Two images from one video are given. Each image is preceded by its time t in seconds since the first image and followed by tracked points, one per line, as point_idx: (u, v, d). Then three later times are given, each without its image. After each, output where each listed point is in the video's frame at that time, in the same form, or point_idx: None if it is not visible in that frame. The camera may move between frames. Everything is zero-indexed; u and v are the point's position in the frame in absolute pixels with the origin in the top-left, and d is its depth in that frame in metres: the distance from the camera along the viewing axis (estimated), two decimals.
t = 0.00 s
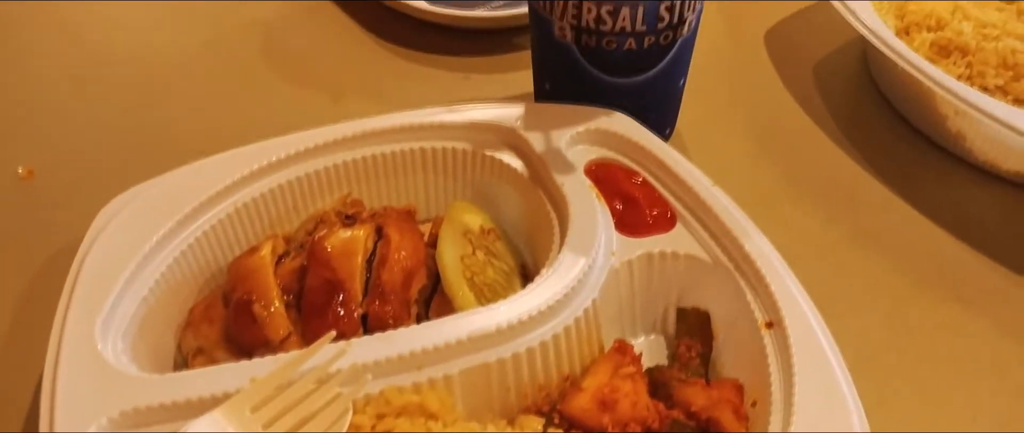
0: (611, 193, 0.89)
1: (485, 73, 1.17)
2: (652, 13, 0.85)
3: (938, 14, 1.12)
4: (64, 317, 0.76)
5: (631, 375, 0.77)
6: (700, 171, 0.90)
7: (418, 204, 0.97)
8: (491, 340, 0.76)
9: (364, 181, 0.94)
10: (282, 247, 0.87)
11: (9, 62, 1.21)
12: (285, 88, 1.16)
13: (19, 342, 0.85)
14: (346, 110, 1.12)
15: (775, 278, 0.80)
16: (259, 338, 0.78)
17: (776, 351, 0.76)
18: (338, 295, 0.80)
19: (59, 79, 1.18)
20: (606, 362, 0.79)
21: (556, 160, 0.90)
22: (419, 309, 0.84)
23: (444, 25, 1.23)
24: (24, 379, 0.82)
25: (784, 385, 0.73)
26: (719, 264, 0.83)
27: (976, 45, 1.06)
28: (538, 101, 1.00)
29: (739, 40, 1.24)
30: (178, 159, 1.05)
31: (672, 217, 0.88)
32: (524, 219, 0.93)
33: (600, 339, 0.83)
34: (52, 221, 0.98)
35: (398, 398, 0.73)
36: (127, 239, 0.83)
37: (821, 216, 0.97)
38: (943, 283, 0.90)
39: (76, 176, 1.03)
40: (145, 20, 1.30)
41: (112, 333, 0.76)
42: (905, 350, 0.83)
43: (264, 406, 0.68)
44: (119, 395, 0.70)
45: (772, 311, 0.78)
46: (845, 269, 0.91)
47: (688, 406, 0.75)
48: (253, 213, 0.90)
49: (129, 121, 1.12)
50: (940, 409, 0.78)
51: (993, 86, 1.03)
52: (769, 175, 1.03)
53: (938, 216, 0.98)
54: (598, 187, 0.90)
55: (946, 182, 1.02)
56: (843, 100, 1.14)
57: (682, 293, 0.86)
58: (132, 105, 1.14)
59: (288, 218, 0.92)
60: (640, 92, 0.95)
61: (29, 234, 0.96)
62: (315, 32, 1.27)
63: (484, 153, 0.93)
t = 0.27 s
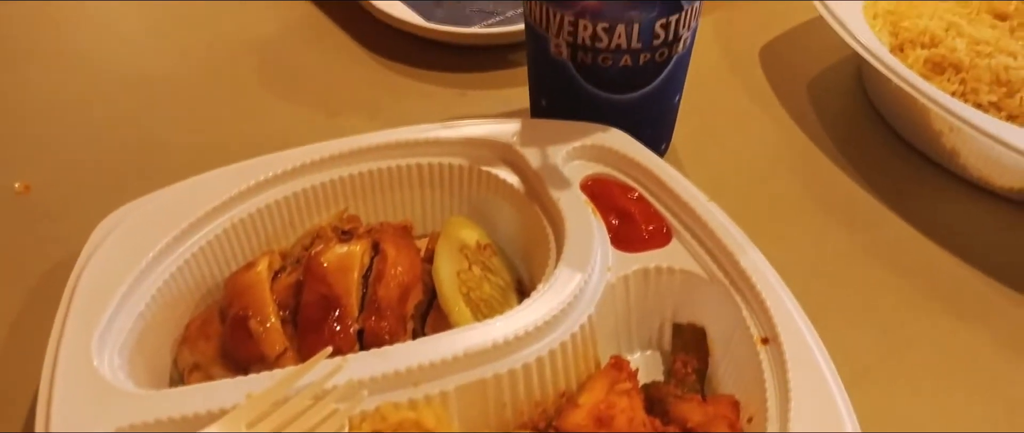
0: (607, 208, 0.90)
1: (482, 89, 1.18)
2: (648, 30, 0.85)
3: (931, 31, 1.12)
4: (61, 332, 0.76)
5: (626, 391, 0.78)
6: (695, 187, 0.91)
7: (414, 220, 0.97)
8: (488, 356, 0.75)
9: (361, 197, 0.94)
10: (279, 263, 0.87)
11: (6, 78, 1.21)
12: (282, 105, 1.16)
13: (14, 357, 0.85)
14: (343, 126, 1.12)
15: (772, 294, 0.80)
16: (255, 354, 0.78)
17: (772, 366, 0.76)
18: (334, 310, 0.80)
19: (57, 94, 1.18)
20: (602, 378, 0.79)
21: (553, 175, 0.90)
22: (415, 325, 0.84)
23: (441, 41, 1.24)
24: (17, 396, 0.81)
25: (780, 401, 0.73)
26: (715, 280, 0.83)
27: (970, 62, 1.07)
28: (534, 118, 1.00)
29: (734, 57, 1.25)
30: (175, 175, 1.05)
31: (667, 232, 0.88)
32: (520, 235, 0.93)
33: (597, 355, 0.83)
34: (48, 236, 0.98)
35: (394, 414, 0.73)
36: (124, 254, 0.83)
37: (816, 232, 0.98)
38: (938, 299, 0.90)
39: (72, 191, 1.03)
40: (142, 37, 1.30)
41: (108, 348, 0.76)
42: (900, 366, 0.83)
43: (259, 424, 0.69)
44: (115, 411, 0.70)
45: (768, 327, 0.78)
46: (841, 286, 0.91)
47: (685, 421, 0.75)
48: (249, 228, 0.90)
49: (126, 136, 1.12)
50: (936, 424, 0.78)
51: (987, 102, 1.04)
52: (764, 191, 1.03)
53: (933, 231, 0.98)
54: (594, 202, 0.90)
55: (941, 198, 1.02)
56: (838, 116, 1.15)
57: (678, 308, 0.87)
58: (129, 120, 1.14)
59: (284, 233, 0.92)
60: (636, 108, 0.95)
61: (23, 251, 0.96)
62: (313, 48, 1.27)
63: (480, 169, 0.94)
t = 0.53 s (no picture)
0: (604, 221, 0.90)
1: (478, 102, 1.18)
2: (644, 43, 0.86)
3: (927, 45, 1.13)
4: (57, 345, 0.76)
5: (623, 404, 0.78)
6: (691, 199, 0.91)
7: (411, 233, 0.97)
8: (485, 369, 0.75)
9: (358, 209, 0.94)
10: (275, 275, 0.87)
11: (4, 90, 1.21)
12: (279, 117, 1.16)
13: (9, 370, 0.85)
14: (340, 138, 1.13)
15: (768, 308, 0.80)
16: (252, 367, 0.78)
17: (769, 379, 0.76)
18: (331, 323, 0.80)
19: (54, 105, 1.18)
20: (599, 391, 0.79)
21: (549, 188, 0.91)
22: (412, 337, 0.84)
23: (438, 54, 1.24)
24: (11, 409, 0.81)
25: (777, 414, 0.73)
26: (711, 293, 0.83)
27: (965, 75, 1.07)
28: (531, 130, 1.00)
29: (731, 70, 1.26)
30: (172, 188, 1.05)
31: (664, 245, 0.88)
32: (517, 247, 0.93)
33: (593, 368, 0.83)
34: (44, 248, 0.97)
35: (391, 428, 0.73)
36: (121, 267, 0.82)
37: (812, 245, 0.98)
38: (933, 311, 0.91)
39: (69, 203, 1.03)
40: (140, 48, 1.30)
41: (104, 361, 0.75)
42: (896, 379, 0.84)
43: None
44: (110, 424, 0.69)
45: (765, 340, 0.78)
46: (838, 299, 0.91)
47: None
48: (246, 241, 0.90)
49: (122, 148, 1.12)
50: None
51: (982, 115, 1.04)
52: (761, 204, 1.03)
53: (928, 244, 0.98)
54: (591, 215, 0.91)
55: (936, 210, 1.03)
56: (834, 129, 1.15)
57: (674, 321, 0.87)
58: (127, 132, 1.14)
59: (281, 245, 0.92)
60: (633, 121, 0.95)
61: (18, 262, 0.96)
62: (310, 61, 1.28)
63: (477, 181, 0.94)
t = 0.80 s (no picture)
0: (600, 232, 0.90)
1: (475, 114, 1.19)
2: (640, 56, 0.86)
3: (920, 57, 1.14)
4: (54, 356, 0.76)
5: (619, 415, 0.78)
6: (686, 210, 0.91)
7: (408, 244, 0.97)
8: (482, 380, 0.76)
9: (355, 221, 0.95)
10: (272, 287, 0.88)
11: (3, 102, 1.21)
12: (276, 128, 1.17)
13: (6, 380, 0.85)
14: (337, 150, 1.13)
15: (764, 319, 0.80)
16: (249, 378, 0.79)
17: (764, 391, 0.76)
18: (328, 334, 0.80)
19: (52, 116, 1.19)
20: (595, 402, 0.80)
21: (546, 200, 0.91)
22: (409, 348, 0.84)
23: (435, 66, 1.25)
24: (7, 420, 0.81)
25: (772, 424, 0.73)
26: (706, 304, 0.84)
27: (958, 88, 1.08)
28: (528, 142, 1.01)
29: (726, 83, 1.26)
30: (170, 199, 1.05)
31: (660, 256, 0.88)
32: (514, 259, 0.94)
33: (590, 378, 0.83)
34: (42, 259, 0.98)
35: None
36: (118, 278, 0.83)
37: (807, 256, 0.98)
38: (927, 322, 0.91)
39: (67, 214, 1.04)
40: (139, 60, 1.31)
41: (101, 372, 0.76)
42: (891, 389, 0.84)
43: None
44: None
45: (760, 351, 0.78)
46: (833, 310, 0.92)
47: None
48: (244, 252, 0.90)
49: (121, 159, 1.12)
50: None
51: (975, 127, 1.05)
52: (756, 215, 1.04)
53: (922, 255, 0.99)
54: (587, 226, 0.91)
55: (930, 222, 1.03)
56: (829, 141, 1.16)
57: (670, 333, 0.87)
58: (125, 144, 1.14)
59: (278, 257, 0.92)
60: (629, 133, 0.96)
61: (15, 274, 0.96)
62: (308, 72, 1.28)
63: (474, 193, 0.94)
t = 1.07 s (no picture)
0: (599, 240, 0.90)
1: (473, 121, 1.18)
2: (639, 63, 0.86)
3: (920, 65, 1.14)
4: (50, 363, 0.75)
5: (618, 424, 0.77)
6: (685, 217, 0.91)
7: (406, 251, 0.97)
8: (480, 389, 0.75)
9: (353, 229, 0.94)
10: (270, 295, 0.87)
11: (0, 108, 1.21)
12: (274, 135, 1.16)
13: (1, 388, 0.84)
14: (335, 157, 1.13)
15: (764, 328, 0.80)
16: (245, 387, 0.78)
17: (764, 401, 0.75)
18: (325, 343, 0.80)
19: (50, 123, 1.18)
20: (594, 411, 0.79)
21: (545, 207, 0.91)
22: (406, 357, 0.83)
23: (433, 73, 1.25)
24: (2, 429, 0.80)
25: None
26: (706, 312, 0.83)
27: (958, 95, 1.08)
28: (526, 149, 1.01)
29: (725, 90, 1.26)
30: (167, 207, 1.05)
31: (659, 264, 0.88)
32: (512, 266, 0.93)
33: (589, 387, 0.83)
34: (38, 267, 0.97)
35: None
36: (115, 286, 0.82)
37: (807, 264, 0.98)
38: (928, 330, 0.91)
39: (63, 221, 1.03)
40: (135, 68, 1.30)
41: (97, 380, 0.75)
42: (891, 398, 0.83)
43: None
44: None
45: (760, 360, 0.78)
46: (833, 318, 0.91)
47: None
48: (241, 260, 0.89)
49: (116, 166, 1.11)
50: None
51: (975, 134, 1.04)
52: (756, 223, 1.03)
53: (923, 263, 0.99)
54: (586, 234, 0.91)
55: (931, 229, 1.03)
56: (828, 149, 1.15)
57: (670, 341, 0.86)
58: (121, 150, 1.14)
59: (275, 264, 0.92)
60: (628, 141, 0.96)
61: (9, 282, 0.95)
62: (306, 79, 1.28)
63: (473, 200, 0.94)
